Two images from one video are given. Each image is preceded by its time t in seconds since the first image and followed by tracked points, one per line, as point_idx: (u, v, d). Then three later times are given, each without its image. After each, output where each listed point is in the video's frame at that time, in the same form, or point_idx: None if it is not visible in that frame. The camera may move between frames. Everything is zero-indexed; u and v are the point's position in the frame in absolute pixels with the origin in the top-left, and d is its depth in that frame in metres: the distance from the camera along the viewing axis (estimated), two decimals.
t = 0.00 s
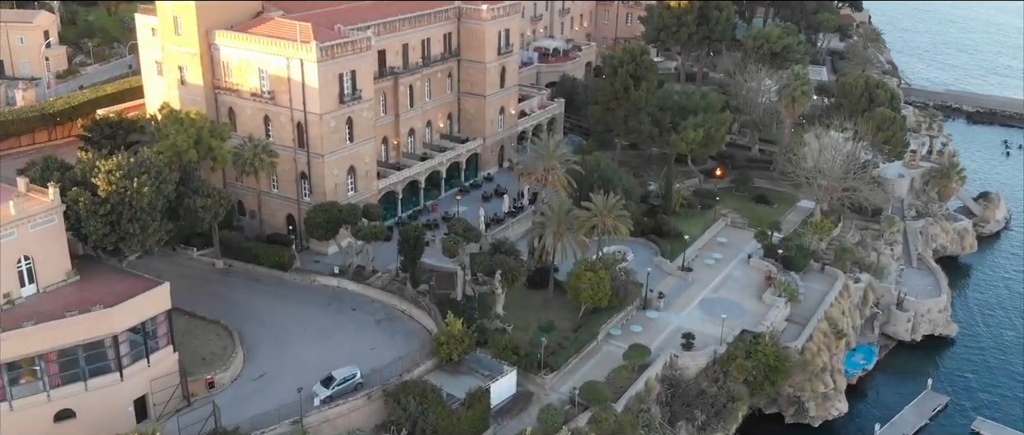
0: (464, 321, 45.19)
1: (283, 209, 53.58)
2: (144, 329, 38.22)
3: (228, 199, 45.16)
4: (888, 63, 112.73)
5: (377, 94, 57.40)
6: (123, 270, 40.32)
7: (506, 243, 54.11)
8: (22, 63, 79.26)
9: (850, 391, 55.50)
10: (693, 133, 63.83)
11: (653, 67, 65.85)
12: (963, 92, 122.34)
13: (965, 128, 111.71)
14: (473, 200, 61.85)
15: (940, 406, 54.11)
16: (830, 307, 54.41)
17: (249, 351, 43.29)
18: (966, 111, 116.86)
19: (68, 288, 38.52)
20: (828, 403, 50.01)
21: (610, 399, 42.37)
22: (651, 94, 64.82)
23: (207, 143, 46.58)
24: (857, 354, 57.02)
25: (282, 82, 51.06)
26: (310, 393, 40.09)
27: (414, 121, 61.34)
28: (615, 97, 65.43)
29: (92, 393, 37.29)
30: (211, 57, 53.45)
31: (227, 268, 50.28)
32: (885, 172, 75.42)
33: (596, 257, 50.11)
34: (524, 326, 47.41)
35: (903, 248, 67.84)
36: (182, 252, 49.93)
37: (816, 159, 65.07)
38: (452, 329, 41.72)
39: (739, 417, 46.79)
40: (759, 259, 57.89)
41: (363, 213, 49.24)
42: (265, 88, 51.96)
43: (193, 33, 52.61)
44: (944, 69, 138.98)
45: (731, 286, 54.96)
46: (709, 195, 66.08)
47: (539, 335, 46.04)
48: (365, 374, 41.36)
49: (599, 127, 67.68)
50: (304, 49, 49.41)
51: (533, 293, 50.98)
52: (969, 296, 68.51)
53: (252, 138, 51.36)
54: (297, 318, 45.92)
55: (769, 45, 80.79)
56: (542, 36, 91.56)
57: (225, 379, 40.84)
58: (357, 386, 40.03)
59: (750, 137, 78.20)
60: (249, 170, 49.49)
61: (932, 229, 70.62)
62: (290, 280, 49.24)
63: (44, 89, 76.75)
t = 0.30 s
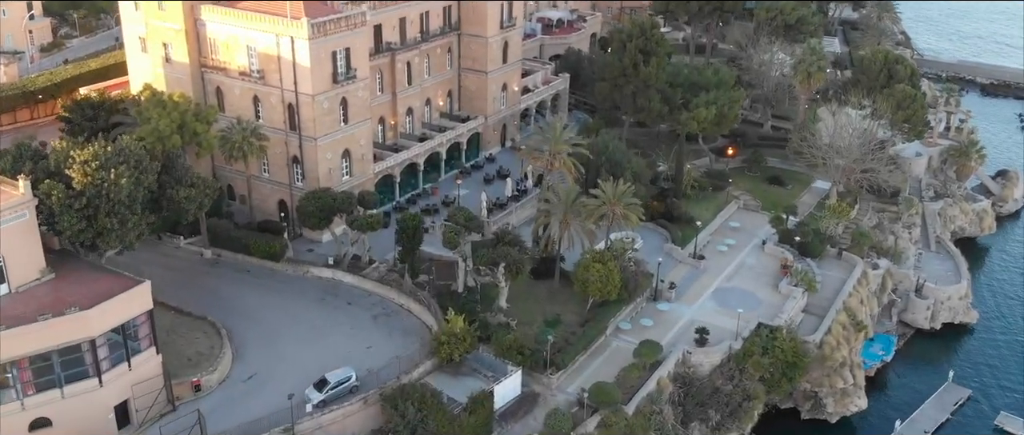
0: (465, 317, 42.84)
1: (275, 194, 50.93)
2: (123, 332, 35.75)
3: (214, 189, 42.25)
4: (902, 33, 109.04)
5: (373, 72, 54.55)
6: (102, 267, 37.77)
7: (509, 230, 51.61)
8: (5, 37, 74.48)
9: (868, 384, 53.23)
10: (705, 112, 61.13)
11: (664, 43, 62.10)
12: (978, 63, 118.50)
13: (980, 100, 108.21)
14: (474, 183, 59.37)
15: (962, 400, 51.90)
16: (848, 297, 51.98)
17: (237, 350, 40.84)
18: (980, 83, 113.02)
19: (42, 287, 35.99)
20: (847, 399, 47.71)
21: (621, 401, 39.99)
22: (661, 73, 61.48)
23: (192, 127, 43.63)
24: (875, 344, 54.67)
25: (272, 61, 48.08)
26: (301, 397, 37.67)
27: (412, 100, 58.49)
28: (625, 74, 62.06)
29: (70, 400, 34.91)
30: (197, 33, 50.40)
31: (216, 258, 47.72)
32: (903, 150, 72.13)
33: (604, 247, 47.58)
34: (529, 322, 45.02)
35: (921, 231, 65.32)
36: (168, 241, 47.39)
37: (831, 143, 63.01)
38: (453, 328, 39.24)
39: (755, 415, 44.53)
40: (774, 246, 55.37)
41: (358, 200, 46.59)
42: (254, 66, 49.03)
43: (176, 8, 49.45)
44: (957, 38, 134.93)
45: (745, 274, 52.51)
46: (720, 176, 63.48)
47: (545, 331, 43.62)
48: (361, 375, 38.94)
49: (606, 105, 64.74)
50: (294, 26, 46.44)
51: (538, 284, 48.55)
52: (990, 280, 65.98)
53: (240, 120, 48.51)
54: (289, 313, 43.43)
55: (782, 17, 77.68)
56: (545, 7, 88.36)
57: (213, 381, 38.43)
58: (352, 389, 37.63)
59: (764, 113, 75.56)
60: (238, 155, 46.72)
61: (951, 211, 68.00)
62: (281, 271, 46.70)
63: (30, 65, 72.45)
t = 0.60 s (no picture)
0: (466, 335, 40.31)
1: (265, 199, 48.32)
2: (100, 358, 33.26)
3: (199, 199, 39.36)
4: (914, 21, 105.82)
5: (368, 69, 51.81)
6: (77, 287, 35.16)
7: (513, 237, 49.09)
8: None
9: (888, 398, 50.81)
10: (716, 109, 58.51)
11: (674, 37, 58.83)
12: (991, 52, 115.16)
13: (993, 91, 105.06)
14: (475, 185, 56.90)
15: (987, 416, 49.50)
16: (869, 307, 49.50)
17: (224, 372, 38.27)
18: (993, 73, 109.56)
19: (12, 311, 33.33)
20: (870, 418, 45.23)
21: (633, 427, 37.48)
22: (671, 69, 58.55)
23: (175, 132, 40.82)
24: (896, 355, 52.28)
25: (261, 59, 45.28)
26: (292, 426, 35.08)
27: (410, 97, 55.78)
28: (633, 68, 58.83)
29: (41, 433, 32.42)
30: (182, 29, 47.56)
31: (203, 269, 45.14)
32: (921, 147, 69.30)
33: (613, 257, 45.00)
34: (534, 338, 42.52)
35: (940, 233, 62.80)
36: (152, 251, 44.77)
37: (850, 142, 60.34)
38: (454, 349, 36.69)
39: None
40: (790, 252, 52.83)
41: (351, 208, 43.87)
42: (242, 65, 46.27)
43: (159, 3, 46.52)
44: (969, 26, 131.45)
45: (761, 283, 49.99)
46: (732, 175, 60.98)
47: (552, 349, 41.11)
48: (356, 401, 36.43)
49: (612, 101, 61.77)
50: (284, 23, 43.65)
51: (543, 295, 46.02)
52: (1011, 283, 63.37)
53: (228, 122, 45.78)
54: (279, 330, 40.86)
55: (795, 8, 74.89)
56: None
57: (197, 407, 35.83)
58: (346, 417, 35.06)
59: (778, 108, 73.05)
60: (225, 160, 44.01)
61: (971, 211, 65.38)
62: (272, 284, 44.14)
63: (13, 59, 69.35)
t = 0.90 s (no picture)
0: (467, 361, 37.75)
1: (255, 211, 45.72)
2: (72, 395, 30.74)
3: (181, 217, 36.65)
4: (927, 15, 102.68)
5: (364, 72, 49.11)
6: (48, 316, 32.63)
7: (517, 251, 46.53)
8: None
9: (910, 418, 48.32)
10: (728, 111, 55.81)
11: (685, 36, 55.98)
12: (1004, 46, 111.90)
13: (1008, 87, 101.92)
14: (476, 191, 54.35)
15: None
16: (890, 324, 47.03)
17: (209, 402, 35.74)
18: (1007, 67, 106.28)
19: None
20: None
21: None
22: (681, 69, 55.86)
23: (156, 145, 38.10)
24: (917, 374, 49.65)
25: (249, 64, 42.57)
26: None
27: (408, 101, 53.10)
28: (641, 68, 56.02)
29: None
30: (165, 31, 44.80)
31: (188, 287, 42.61)
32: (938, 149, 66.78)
33: (623, 275, 42.46)
34: (540, 362, 39.94)
35: (961, 240, 60.24)
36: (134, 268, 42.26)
37: (869, 147, 57.77)
38: (455, 379, 34.10)
39: None
40: (807, 264, 50.29)
41: (345, 223, 41.24)
42: (229, 70, 43.57)
43: (140, 3, 43.68)
44: (980, 20, 128.08)
45: (778, 298, 47.47)
46: (746, 180, 58.42)
47: (559, 374, 38.57)
48: None
49: (619, 102, 58.83)
50: (273, 25, 40.89)
51: (549, 314, 43.47)
52: None
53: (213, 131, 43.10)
54: (268, 355, 38.32)
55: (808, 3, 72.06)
56: None
57: None
58: None
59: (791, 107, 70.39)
60: (210, 172, 41.38)
61: (992, 217, 62.75)
62: (260, 303, 41.61)
63: None
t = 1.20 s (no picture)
0: (469, 393, 35.21)
1: (243, 226, 43.15)
2: None
3: (160, 240, 33.99)
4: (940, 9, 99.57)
5: (359, 76, 46.44)
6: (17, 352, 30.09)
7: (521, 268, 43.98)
8: None
9: None
10: (743, 116, 53.17)
11: (697, 37, 53.24)
12: (1019, 41, 108.65)
13: None
14: (478, 200, 51.76)
15: None
16: (916, 345, 44.55)
17: None
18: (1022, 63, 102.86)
19: None
20: None
21: None
22: (694, 71, 53.18)
23: (134, 161, 35.44)
24: (942, 395, 47.27)
25: (235, 70, 39.84)
26: None
27: (406, 105, 50.44)
28: (651, 70, 53.24)
29: None
30: (147, 35, 42.06)
31: (171, 308, 40.07)
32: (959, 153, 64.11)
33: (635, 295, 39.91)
34: (547, 390, 37.38)
35: (984, 249, 57.70)
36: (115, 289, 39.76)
37: (890, 154, 55.16)
38: (457, 416, 31.54)
39: None
40: (827, 279, 47.76)
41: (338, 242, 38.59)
42: (214, 76, 40.86)
43: (120, 5, 40.92)
44: (993, 14, 124.74)
45: (798, 317, 44.96)
46: (761, 187, 55.78)
47: (567, 405, 36.01)
48: None
49: (628, 106, 56.00)
50: (260, 30, 38.18)
51: (556, 336, 40.89)
52: None
53: (198, 142, 40.41)
54: (256, 385, 35.76)
55: None
56: None
57: None
58: None
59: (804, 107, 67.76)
60: (194, 187, 38.74)
61: (1016, 224, 60.14)
62: (249, 327, 39.09)
63: None
